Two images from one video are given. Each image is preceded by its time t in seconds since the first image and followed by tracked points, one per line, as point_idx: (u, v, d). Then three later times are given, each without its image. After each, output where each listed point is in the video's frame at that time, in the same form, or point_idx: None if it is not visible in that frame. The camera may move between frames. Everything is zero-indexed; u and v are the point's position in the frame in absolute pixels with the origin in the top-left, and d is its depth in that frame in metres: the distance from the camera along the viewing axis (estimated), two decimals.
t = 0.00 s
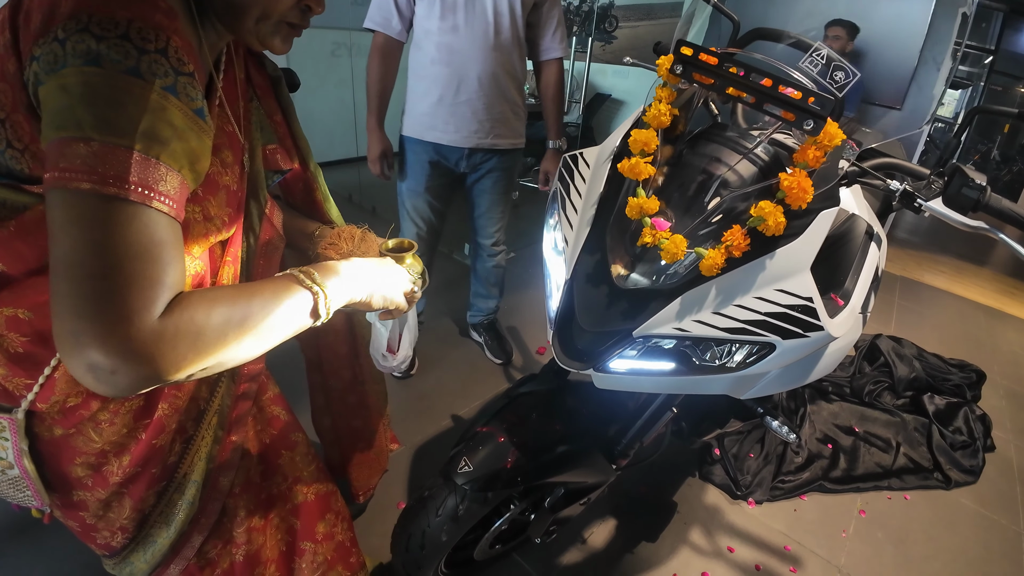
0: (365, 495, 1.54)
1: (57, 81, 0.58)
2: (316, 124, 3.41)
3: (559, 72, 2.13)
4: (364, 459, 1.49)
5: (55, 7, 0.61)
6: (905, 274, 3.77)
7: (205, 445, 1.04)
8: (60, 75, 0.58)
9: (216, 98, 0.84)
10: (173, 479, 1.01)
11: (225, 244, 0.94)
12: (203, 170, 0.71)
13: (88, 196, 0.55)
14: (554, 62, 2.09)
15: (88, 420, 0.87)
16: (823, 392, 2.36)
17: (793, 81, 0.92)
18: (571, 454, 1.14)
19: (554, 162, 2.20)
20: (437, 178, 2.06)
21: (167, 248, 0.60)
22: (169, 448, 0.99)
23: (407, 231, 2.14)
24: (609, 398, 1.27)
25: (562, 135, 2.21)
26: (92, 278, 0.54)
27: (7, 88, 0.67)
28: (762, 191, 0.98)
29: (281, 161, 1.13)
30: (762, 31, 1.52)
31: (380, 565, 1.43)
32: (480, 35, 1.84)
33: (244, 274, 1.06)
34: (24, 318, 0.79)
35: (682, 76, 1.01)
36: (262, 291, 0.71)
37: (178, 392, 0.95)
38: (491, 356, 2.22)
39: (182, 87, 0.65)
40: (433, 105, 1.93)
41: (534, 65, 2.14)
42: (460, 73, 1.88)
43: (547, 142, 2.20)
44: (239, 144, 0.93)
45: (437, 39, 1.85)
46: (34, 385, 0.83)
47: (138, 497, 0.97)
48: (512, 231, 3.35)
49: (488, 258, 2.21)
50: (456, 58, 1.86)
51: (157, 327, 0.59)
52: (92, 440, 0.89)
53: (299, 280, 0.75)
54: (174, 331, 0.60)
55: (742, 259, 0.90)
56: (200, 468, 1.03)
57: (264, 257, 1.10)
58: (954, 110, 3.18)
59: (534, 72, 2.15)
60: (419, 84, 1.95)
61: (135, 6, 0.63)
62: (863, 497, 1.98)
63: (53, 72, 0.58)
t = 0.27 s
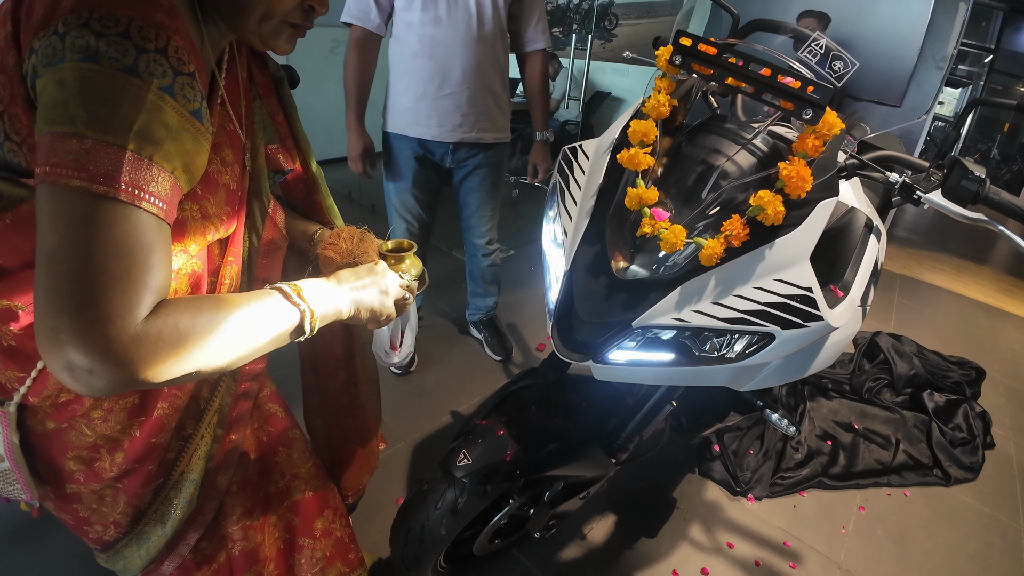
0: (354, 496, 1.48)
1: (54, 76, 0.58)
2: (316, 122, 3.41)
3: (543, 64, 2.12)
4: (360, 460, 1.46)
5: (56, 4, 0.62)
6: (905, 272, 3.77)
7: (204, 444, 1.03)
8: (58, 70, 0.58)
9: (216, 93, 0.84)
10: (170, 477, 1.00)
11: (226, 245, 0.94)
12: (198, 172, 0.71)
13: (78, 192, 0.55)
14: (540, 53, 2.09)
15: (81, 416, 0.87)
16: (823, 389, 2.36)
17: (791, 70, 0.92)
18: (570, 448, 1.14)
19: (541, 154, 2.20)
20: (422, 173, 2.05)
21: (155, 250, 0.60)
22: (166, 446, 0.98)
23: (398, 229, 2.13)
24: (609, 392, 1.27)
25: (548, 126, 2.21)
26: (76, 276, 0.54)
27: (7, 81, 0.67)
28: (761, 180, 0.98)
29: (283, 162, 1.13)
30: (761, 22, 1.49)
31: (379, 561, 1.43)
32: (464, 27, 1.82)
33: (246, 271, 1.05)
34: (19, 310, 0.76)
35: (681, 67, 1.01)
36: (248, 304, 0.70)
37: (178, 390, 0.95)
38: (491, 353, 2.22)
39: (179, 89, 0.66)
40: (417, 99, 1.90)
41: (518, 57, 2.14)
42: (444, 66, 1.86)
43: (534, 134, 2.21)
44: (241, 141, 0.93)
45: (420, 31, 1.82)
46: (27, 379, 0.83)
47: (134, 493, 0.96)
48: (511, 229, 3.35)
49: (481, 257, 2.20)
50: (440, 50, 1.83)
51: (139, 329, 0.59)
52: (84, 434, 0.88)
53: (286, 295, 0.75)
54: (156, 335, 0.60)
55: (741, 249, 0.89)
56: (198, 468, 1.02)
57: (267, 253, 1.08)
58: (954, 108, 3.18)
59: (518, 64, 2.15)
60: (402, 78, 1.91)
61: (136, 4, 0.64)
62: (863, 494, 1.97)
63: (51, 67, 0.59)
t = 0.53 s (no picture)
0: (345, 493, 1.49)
1: (57, 72, 0.57)
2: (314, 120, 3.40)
3: (525, 56, 2.12)
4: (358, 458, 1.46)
5: None
6: (905, 270, 3.77)
7: (202, 442, 1.03)
8: (61, 66, 0.57)
9: (222, 93, 0.85)
10: (168, 474, 0.99)
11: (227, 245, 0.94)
12: (201, 170, 0.70)
13: (82, 190, 0.55)
14: (520, 46, 2.09)
15: (77, 413, 0.86)
16: (822, 387, 2.37)
17: (790, 63, 0.93)
18: (567, 444, 1.14)
19: (524, 144, 2.20)
20: (410, 170, 2.04)
21: (158, 250, 0.60)
22: (163, 443, 0.98)
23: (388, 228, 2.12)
24: (606, 390, 1.29)
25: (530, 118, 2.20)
26: (78, 275, 0.54)
27: (8, 73, 0.67)
28: (760, 173, 0.98)
29: (288, 161, 1.14)
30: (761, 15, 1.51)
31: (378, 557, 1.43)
32: (447, 23, 1.80)
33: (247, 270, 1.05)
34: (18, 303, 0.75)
35: (680, 61, 1.00)
36: (249, 305, 0.71)
37: (176, 389, 0.95)
38: (490, 350, 2.22)
39: (184, 88, 0.66)
40: (401, 97, 1.87)
41: (498, 51, 2.13)
42: (428, 63, 1.83)
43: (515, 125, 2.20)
44: (245, 139, 0.93)
45: (402, 28, 1.79)
46: (23, 373, 0.81)
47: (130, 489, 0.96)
48: (510, 228, 3.35)
49: (477, 258, 2.19)
50: (424, 47, 1.81)
51: (141, 328, 0.59)
52: (80, 430, 0.88)
53: (287, 297, 0.76)
54: (158, 334, 0.60)
55: (740, 242, 0.89)
56: (195, 467, 1.02)
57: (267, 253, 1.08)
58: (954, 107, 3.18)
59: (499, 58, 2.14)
60: (385, 76, 1.88)
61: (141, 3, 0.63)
62: (862, 491, 1.97)
63: (55, 62, 0.58)
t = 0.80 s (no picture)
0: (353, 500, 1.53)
1: (68, 73, 0.56)
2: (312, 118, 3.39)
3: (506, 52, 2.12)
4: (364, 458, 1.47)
5: None
6: (904, 269, 3.77)
7: (204, 441, 1.03)
8: (72, 67, 0.57)
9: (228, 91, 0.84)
10: (167, 474, 0.99)
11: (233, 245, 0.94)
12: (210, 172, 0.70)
13: (93, 191, 0.55)
14: (500, 41, 2.08)
15: (75, 410, 0.86)
16: (822, 385, 2.36)
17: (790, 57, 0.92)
18: (565, 442, 1.14)
19: (505, 138, 2.19)
20: (397, 168, 2.03)
21: (168, 253, 0.59)
22: (163, 442, 0.96)
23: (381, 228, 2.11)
24: (606, 389, 1.30)
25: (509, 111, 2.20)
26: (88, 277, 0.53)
27: (18, 71, 0.66)
28: (759, 169, 0.98)
29: (295, 161, 1.14)
30: (762, 11, 1.50)
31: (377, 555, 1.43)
32: (433, 21, 1.78)
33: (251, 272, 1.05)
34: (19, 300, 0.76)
35: (679, 56, 1.01)
36: (265, 308, 0.70)
37: (177, 389, 0.94)
38: (490, 348, 2.22)
39: (195, 90, 0.65)
40: (387, 98, 1.86)
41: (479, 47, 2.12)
42: (413, 63, 1.81)
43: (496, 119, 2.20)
44: (251, 137, 0.93)
45: (387, 27, 1.76)
46: (21, 369, 0.81)
47: (128, 487, 0.95)
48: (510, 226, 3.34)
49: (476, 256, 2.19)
50: (409, 47, 1.79)
51: (150, 330, 0.58)
52: (76, 427, 0.88)
53: (303, 299, 0.74)
54: (167, 336, 0.59)
55: (740, 238, 0.89)
56: (194, 466, 1.02)
57: (273, 255, 1.05)
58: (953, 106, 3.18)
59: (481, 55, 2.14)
60: (369, 76, 1.86)
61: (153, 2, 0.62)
62: (861, 490, 1.97)
63: (65, 63, 0.57)
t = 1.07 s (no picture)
0: (367, 506, 1.52)
1: (96, 91, 0.56)
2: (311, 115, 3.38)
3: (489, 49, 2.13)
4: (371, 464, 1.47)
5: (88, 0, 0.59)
6: (903, 267, 3.77)
7: (207, 444, 1.01)
8: (100, 85, 0.56)
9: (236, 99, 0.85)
10: (168, 473, 0.98)
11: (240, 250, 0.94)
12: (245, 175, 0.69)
13: (152, 207, 0.56)
14: (483, 37, 2.09)
15: (73, 406, 0.85)
16: (821, 384, 2.36)
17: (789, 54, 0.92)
18: (563, 440, 1.14)
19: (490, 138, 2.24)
20: (391, 166, 2.02)
21: (231, 255, 0.61)
22: (165, 442, 0.96)
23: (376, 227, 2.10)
24: (604, 383, 1.28)
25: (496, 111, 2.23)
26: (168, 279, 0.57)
27: (29, 70, 0.64)
28: (759, 166, 0.98)
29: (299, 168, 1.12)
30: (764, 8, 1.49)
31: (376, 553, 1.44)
32: (421, 19, 1.77)
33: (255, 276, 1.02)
34: (18, 295, 0.77)
35: (678, 53, 1.01)
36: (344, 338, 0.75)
37: (180, 390, 0.92)
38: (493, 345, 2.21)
39: (221, 96, 0.63)
40: (377, 97, 1.84)
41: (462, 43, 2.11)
42: (402, 62, 1.81)
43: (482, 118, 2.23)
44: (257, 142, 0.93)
45: (374, 26, 1.75)
46: (18, 367, 0.80)
47: (126, 484, 0.95)
48: (509, 224, 3.34)
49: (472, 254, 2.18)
50: (398, 46, 1.78)
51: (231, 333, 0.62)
52: (73, 424, 0.88)
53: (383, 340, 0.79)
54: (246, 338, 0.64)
55: (739, 236, 0.89)
56: (197, 470, 1.00)
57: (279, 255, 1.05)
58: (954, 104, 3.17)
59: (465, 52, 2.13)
60: (358, 75, 1.84)
61: (170, 8, 0.60)
62: (860, 489, 1.97)
63: (92, 80, 0.57)
